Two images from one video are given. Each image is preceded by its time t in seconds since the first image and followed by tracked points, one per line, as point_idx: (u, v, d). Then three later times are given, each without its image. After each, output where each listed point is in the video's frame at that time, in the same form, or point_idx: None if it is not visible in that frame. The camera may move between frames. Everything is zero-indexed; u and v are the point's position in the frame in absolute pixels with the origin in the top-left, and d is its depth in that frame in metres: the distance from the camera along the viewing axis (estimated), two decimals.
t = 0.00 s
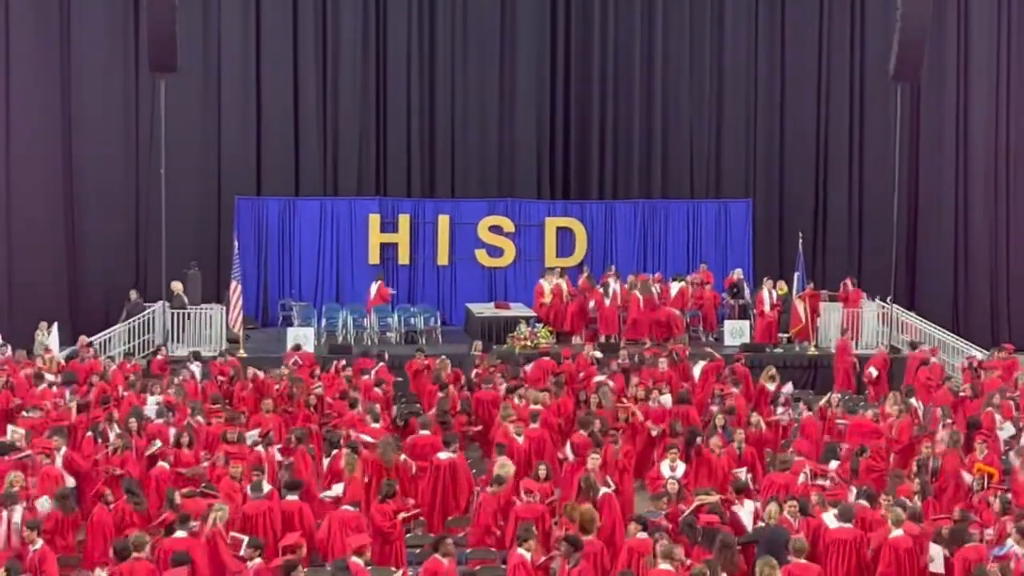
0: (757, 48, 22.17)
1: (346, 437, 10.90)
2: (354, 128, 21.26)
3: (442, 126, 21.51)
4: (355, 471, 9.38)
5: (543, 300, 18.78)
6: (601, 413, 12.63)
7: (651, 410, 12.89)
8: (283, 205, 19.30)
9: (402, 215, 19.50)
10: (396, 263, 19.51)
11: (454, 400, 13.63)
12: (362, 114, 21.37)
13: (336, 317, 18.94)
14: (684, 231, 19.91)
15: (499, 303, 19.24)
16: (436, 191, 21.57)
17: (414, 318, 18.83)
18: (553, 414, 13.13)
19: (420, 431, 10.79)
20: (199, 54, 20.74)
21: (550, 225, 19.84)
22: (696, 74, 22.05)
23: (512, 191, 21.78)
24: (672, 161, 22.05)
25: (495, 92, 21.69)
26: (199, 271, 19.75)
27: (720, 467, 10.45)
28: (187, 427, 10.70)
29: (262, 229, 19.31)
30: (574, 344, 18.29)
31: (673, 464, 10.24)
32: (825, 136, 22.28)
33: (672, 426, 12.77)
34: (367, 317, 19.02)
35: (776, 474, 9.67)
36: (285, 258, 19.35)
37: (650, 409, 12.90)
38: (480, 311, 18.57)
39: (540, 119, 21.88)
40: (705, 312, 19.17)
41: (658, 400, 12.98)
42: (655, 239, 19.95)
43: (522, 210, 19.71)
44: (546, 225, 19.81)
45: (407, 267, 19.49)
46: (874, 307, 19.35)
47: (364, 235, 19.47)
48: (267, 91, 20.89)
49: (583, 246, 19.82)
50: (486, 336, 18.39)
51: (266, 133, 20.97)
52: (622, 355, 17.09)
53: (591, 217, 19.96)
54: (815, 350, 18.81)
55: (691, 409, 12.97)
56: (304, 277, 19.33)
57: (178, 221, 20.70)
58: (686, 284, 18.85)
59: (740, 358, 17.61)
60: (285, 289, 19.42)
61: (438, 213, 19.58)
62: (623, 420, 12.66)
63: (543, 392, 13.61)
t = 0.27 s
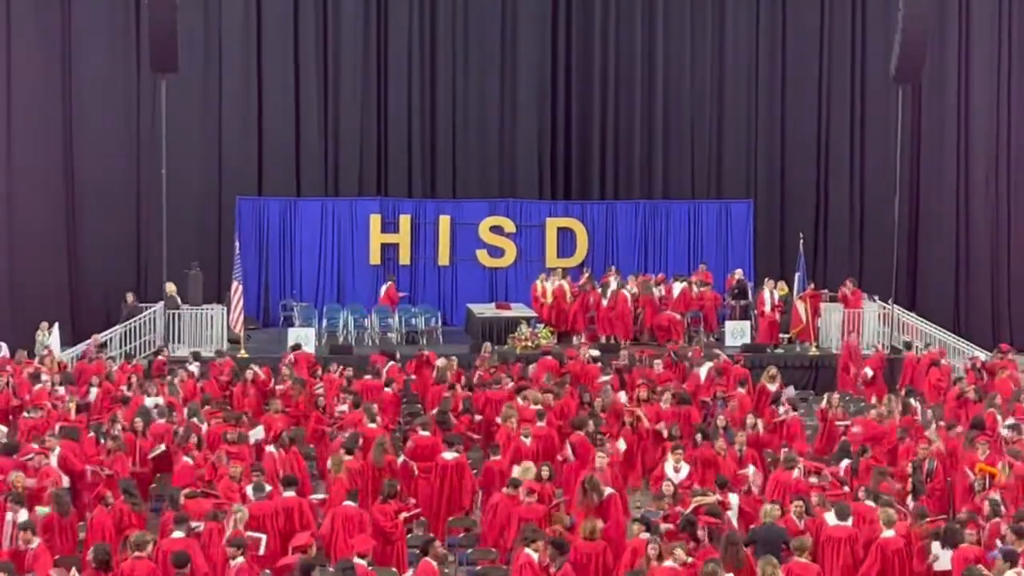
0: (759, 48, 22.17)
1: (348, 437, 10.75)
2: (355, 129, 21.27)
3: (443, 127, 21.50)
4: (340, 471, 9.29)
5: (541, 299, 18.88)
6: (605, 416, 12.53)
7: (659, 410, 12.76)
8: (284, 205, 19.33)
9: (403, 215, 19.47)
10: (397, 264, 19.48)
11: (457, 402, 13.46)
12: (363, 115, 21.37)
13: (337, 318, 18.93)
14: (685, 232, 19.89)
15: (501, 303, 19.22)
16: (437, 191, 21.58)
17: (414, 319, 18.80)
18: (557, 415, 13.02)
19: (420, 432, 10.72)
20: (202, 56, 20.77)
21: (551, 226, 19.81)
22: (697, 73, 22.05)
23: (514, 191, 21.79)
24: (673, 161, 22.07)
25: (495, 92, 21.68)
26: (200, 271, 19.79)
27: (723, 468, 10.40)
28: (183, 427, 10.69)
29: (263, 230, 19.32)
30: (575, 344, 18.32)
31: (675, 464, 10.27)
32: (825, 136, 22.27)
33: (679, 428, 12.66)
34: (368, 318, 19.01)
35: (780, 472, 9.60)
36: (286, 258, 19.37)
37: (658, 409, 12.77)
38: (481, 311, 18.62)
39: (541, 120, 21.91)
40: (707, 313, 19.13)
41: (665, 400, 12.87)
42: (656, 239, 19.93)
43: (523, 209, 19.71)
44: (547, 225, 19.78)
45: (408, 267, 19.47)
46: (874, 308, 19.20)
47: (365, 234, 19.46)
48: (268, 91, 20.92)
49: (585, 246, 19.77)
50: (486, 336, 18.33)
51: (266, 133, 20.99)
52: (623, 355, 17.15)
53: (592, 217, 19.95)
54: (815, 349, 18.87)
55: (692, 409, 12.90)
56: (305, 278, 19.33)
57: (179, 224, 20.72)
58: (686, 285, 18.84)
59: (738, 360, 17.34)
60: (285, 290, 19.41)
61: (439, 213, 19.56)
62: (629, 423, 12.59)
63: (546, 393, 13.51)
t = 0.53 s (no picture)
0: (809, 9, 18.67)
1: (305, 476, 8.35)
2: (328, 102, 18.02)
3: (432, 102, 18.19)
4: (295, 505, 7.46)
5: (546, 303, 15.74)
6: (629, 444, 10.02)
7: (698, 438, 10.20)
8: (243, 188, 16.24)
9: (382, 203, 16.34)
10: (376, 260, 16.38)
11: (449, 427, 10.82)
12: (338, 86, 18.11)
13: (304, 326, 15.87)
14: (721, 223, 16.65)
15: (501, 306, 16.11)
16: (426, 176, 18.20)
17: (396, 325, 15.70)
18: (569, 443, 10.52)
19: (401, 462, 8.55)
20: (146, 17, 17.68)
21: (559, 215, 16.65)
22: (734, 40, 18.63)
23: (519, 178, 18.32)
24: (704, 139, 18.69)
25: (495, 60, 18.29)
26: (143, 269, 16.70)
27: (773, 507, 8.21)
28: (121, 454, 9.12)
29: (217, 218, 16.22)
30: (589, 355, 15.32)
31: (710, 501, 8.06)
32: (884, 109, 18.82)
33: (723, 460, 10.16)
34: (342, 325, 15.94)
35: (834, 508, 7.69)
36: (245, 252, 16.29)
37: (697, 436, 10.20)
38: (473, 315, 15.60)
39: (548, 95, 18.39)
40: (745, 320, 16.06)
41: (702, 425, 10.37)
42: (686, 232, 16.71)
43: (526, 195, 16.60)
44: (554, 215, 16.61)
45: (390, 264, 16.37)
46: (944, 313, 16.01)
47: (338, 225, 16.35)
48: (224, 55, 17.81)
49: (600, 240, 16.58)
50: (481, 346, 15.26)
51: (222, 105, 17.88)
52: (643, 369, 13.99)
53: (609, 205, 16.77)
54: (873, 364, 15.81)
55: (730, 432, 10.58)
56: (268, 276, 16.27)
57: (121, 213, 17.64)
58: (720, 285, 15.79)
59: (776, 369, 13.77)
60: (244, 291, 16.33)
61: (426, 199, 16.49)
62: (657, 454, 10.08)
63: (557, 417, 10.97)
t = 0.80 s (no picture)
0: None
1: (237, 523, 5.78)
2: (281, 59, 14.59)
3: (411, 57, 14.75)
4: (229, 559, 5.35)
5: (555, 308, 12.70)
6: (673, 477, 7.19)
7: (751, 479, 7.27)
8: (175, 162, 13.05)
9: (351, 179, 13.23)
10: (342, 251, 13.26)
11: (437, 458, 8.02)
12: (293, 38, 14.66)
13: (252, 333, 12.63)
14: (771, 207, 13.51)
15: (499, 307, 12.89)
16: (405, 147, 14.84)
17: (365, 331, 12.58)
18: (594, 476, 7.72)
19: (371, 504, 6.13)
20: None
21: (572, 193, 13.57)
22: None
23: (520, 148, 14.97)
24: (755, 103, 15.26)
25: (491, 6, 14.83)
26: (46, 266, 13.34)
27: (851, 561, 5.75)
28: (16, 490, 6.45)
29: (144, 200, 13.11)
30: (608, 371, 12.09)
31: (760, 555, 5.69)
32: (974, 77, 15.52)
33: (792, 504, 7.50)
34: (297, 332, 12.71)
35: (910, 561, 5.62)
36: (180, 241, 13.13)
37: (750, 477, 7.27)
38: (461, 320, 12.43)
39: (557, 50, 15.06)
40: (804, 326, 12.82)
41: (756, 465, 7.40)
42: (727, 217, 13.63)
43: (531, 170, 13.53)
44: (566, 193, 13.54)
45: (360, 256, 13.26)
46: None
47: (296, 207, 13.20)
48: None
49: (622, 226, 13.53)
50: (473, 358, 12.06)
51: (149, 58, 14.49)
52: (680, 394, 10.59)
53: (633, 184, 13.70)
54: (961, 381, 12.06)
55: (787, 466, 8.07)
56: (208, 271, 13.08)
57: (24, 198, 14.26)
58: (774, 284, 12.55)
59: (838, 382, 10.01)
60: (176, 290, 13.14)
61: (405, 175, 13.36)
62: (696, 501, 6.94)
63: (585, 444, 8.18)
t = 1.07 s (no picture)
0: None
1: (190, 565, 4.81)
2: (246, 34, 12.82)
3: (397, 31, 13.00)
4: None
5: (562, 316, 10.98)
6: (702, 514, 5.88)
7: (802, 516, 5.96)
8: (126, 146, 11.51)
9: (328, 165, 11.67)
10: (318, 249, 11.67)
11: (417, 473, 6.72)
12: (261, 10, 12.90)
13: (214, 344, 10.99)
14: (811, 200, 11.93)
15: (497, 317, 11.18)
16: (389, 131, 13.08)
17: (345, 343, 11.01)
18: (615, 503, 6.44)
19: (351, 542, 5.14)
20: None
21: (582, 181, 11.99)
22: None
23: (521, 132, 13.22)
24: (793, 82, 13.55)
25: None
26: None
27: None
28: None
29: (92, 191, 11.53)
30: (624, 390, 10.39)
31: None
32: None
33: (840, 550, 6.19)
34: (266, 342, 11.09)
35: None
36: (133, 237, 11.56)
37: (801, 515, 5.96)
38: (456, 329, 10.72)
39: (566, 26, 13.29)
40: (850, 336, 11.12)
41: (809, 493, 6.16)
42: (761, 210, 12.06)
43: (536, 155, 11.96)
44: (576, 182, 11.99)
45: (339, 256, 11.69)
46: None
47: (265, 197, 11.61)
48: None
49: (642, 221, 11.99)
50: (468, 376, 10.37)
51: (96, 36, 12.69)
52: (683, 411, 8.43)
53: (651, 174, 12.10)
54: None
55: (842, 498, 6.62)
56: (165, 270, 11.50)
57: None
58: (817, 288, 10.85)
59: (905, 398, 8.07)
60: (128, 295, 11.55)
61: (390, 161, 11.78)
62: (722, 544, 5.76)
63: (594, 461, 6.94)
